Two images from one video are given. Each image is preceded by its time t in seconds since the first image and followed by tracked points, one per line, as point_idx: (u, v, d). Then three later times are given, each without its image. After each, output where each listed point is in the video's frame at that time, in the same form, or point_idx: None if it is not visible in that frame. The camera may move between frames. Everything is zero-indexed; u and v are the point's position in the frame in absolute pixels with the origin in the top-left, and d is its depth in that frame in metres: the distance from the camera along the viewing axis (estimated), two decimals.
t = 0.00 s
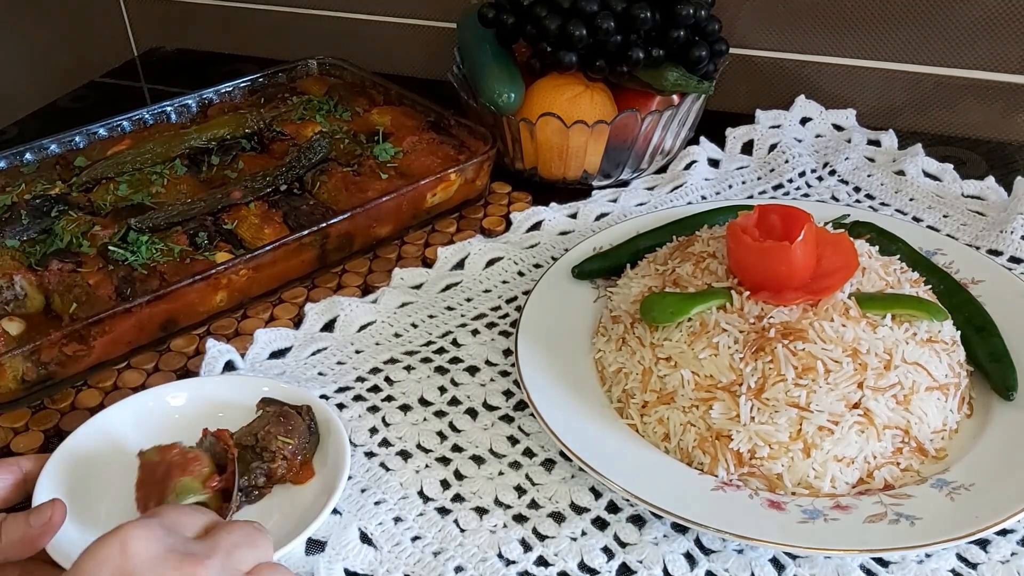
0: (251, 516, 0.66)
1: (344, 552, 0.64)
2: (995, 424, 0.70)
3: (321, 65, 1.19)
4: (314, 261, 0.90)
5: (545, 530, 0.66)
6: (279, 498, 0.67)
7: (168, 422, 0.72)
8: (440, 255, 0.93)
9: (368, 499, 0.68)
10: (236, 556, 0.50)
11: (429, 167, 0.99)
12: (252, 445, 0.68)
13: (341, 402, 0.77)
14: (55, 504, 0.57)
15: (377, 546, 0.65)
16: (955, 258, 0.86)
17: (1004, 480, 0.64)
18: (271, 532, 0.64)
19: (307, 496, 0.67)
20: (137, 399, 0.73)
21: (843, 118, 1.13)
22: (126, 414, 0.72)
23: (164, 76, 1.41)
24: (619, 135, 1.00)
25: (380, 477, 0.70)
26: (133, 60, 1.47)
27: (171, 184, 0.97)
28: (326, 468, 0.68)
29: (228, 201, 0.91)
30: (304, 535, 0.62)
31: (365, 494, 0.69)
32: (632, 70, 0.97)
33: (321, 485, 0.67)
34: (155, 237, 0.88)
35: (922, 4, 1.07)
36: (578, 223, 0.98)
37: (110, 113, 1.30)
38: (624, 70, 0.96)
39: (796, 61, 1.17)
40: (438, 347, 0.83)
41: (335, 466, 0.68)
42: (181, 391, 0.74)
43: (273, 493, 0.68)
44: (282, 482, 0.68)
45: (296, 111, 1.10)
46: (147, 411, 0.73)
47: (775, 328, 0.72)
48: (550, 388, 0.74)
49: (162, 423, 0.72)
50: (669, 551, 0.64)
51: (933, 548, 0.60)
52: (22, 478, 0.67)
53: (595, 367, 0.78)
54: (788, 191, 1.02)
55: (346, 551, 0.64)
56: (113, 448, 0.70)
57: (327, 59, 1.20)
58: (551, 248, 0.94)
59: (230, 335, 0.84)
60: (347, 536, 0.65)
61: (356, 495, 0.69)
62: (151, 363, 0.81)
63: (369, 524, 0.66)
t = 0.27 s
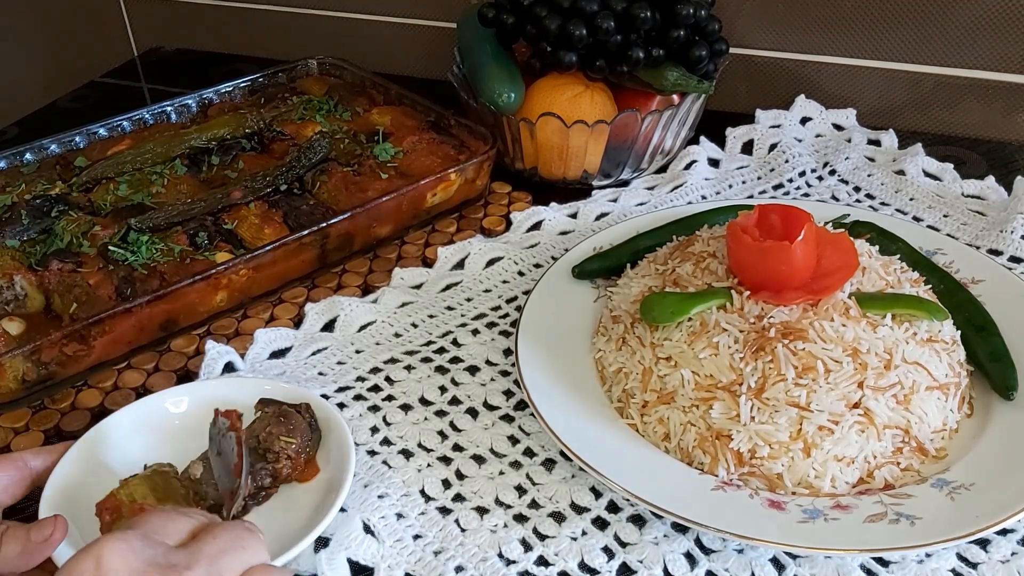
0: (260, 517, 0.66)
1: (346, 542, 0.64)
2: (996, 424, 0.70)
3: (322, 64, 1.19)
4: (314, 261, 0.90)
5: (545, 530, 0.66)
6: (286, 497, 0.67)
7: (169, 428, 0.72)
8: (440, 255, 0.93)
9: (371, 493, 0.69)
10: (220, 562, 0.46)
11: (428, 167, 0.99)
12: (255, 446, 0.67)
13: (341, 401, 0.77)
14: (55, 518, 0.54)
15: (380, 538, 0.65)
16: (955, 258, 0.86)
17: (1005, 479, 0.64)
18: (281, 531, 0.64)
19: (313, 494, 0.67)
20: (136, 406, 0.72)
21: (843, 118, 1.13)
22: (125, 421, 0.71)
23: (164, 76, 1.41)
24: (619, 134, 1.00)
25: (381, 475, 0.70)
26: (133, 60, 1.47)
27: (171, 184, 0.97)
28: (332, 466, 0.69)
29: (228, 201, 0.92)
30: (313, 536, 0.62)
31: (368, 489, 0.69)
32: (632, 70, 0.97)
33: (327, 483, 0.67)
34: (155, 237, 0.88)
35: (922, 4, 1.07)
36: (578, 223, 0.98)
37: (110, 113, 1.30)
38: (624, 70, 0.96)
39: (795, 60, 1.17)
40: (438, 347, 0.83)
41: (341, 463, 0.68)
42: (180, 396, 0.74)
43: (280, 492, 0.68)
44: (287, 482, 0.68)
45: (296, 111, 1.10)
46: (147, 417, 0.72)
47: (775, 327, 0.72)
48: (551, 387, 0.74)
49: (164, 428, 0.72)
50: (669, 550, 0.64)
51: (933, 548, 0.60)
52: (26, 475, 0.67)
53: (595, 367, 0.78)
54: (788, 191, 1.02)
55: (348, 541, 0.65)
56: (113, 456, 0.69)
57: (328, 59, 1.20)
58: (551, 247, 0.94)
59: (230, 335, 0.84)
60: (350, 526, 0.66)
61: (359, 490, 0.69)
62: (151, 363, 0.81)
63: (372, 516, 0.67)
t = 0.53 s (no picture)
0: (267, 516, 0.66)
1: (349, 532, 0.65)
2: (995, 424, 0.70)
3: (321, 64, 1.18)
4: (314, 260, 0.90)
5: (545, 529, 0.66)
6: (292, 496, 0.67)
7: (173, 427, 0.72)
8: (440, 255, 0.93)
9: (374, 486, 0.69)
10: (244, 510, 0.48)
11: (428, 166, 0.99)
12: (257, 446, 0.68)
13: (341, 400, 0.77)
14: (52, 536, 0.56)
15: (381, 530, 0.65)
16: (955, 257, 0.86)
17: (1004, 479, 0.64)
18: (288, 529, 0.65)
19: (319, 492, 0.67)
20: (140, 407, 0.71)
21: (843, 117, 1.13)
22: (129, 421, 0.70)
23: (163, 76, 1.40)
24: (618, 134, 1.00)
25: (382, 471, 0.70)
26: (132, 60, 1.47)
27: (170, 184, 0.97)
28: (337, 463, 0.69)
29: (227, 201, 0.91)
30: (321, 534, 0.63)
31: (371, 482, 0.69)
32: (632, 70, 0.97)
33: (332, 480, 0.68)
34: (155, 236, 0.88)
35: (921, 3, 1.07)
36: (577, 222, 0.98)
37: (109, 113, 1.30)
38: (624, 69, 0.96)
39: (795, 60, 1.17)
40: (438, 346, 0.83)
41: (346, 460, 0.68)
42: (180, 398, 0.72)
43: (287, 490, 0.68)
44: (293, 479, 0.68)
45: (295, 111, 1.10)
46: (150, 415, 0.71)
47: (774, 327, 0.72)
48: (551, 386, 0.74)
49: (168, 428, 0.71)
50: (669, 550, 0.64)
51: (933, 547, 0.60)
52: (30, 477, 0.67)
53: (595, 366, 0.78)
54: (787, 190, 1.02)
55: (351, 532, 0.65)
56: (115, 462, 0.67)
57: (327, 58, 1.20)
58: (551, 247, 0.94)
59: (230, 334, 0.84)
60: (352, 517, 0.66)
61: (361, 485, 0.69)
62: (151, 362, 0.81)
63: (374, 509, 0.67)
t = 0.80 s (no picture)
0: (268, 516, 0.66)
1: (348, 530, 0.64)
2: (994, 423, 0.70)
3: (321, 63, 1.18)
4: (314, 259, 0.90)
5: (545, 528, 0.66)
6: (293, 496, 0.67)
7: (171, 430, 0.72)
8: (440, 254, 0.93)
9: (374, 484, 0.69)
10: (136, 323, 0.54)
11: (427, 166, 0.99)
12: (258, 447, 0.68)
13: (341, 399, 0.77)
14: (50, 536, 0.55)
15: (382, 527, 0.65)
16: (954, 257, 0.86)
17: (1002, 478, 0.64)
18: (288, 530, 0.65)
19: (320, 492, 0.67)
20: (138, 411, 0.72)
21: (842, 117, 1.13)
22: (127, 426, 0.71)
23: (163, 76, 1.40)
24: (618, 133, 1.00)
25: (383, 469, 0.70)
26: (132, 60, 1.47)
27: (170, 183, 0.97)
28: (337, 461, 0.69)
29: (227, 200, 0.91)
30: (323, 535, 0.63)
31: (371, 480, 0.69)
32: (631, 69, 0.97)
33: (333, 479, 0.68)
34: (154, 236, 0.88)
35: (920, 3, 1.07)
36: (577, 222, 0.98)
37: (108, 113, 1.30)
38: (624, 69, 0.96)
39: (795, 59, 1.17)
40: (438, 346, 0.83)
41: (348, 457, 0.68)
42: (178, 402, 0.73)
43: (288, 491, 0.68)
44: (294, 480, 0.68)
45: (295, 110, 1.10)
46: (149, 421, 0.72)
47: (774, 326, 0.72)
48: (552, 386, 0.74)
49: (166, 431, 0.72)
50: (669, 549, 0.64)
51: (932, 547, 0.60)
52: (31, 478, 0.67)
53: (595, 366, 0.78)
54: (787, 190, 1.02)
55: (350, 530, 0.65)
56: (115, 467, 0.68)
57: (327, 58, 1.20)
58: (550, 247, 0.94)
59: (230, 334, 0.84)
60: (353, 516, 0.66)
61: (361, 483, 0.69)
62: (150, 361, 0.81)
63: (374, 507, 0.67)
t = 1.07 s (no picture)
0: (269, 516, 0.66)
1: (348, 530, 0.64)
2: (994, 423, 0.70)
3: (320, 63, 1.18)
4: (314, 259, 0.90)
5: (545, 528, 0.66)
6: (294, 495, 0.68)
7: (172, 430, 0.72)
8: (439, 254, 0.93)
9: (374, 483, 0.69)
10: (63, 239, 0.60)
11: (427, 166, 0.99)
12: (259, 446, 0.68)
13: (341, 399, 0.77)
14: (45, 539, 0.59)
15: (382, 527, 0.65)
16: (954, 257, 0.86)
17: (1002, 478, 0.64)
18: (288, 529, 0.65)
19: (320, 491, 0.67)
20: (138, 410, 0.72)
21: (842, 117, 1.13)
22: (127, 426, 0.71)
23: (163, 76, 1.40)
24: (618, 133, 1.00)
25: (383, 468, 0.70)
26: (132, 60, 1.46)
27: (170, 183, 0.97)
28: (337, 460, 0.69)
29: (227, 200, 0.91)
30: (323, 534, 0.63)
31: (371, 479, 0.69)
32: (631, 69, 0.97)
33: (334, 479, 0.68)
34: (154, 235, 0.88)
35: (920, 3, 1.07)
36: (577, 222, 0.98)
37: (109, 113, 1.29)
38: (623, 69, 0.96)
39: (795, 59, 1.17)
40: (438, 345, 0.83)
41: (349, 456, 0.68)
42: (178, 401, 0.73)
43: (288, 490, 0.68)
44: (294, 479, 0.69)
45: (295, 110, 1.10)
46: (149, 420, 0.72)
47: (774, 326, 0.72)
48: (552, 386, 0.74)
49: (167, 431, 0.72)
50: (668, 549, 0.64)
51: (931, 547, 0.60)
52: (30, 478, 0.67)
53: (595, 366, 0.78)
54: (787, 190, 1.02)
55: (350, 529, 0.65)
56: (116, 467, 0.68)
57: (327, 57, 1.20)
58: (550, 247, 0.94)
59: (230, 334, 0.84)
60: (353, 515, 0.66)
61: (362, 482, 0.69)
62: (150, 361, 0.81)
63: (374, 506, 0.67)
